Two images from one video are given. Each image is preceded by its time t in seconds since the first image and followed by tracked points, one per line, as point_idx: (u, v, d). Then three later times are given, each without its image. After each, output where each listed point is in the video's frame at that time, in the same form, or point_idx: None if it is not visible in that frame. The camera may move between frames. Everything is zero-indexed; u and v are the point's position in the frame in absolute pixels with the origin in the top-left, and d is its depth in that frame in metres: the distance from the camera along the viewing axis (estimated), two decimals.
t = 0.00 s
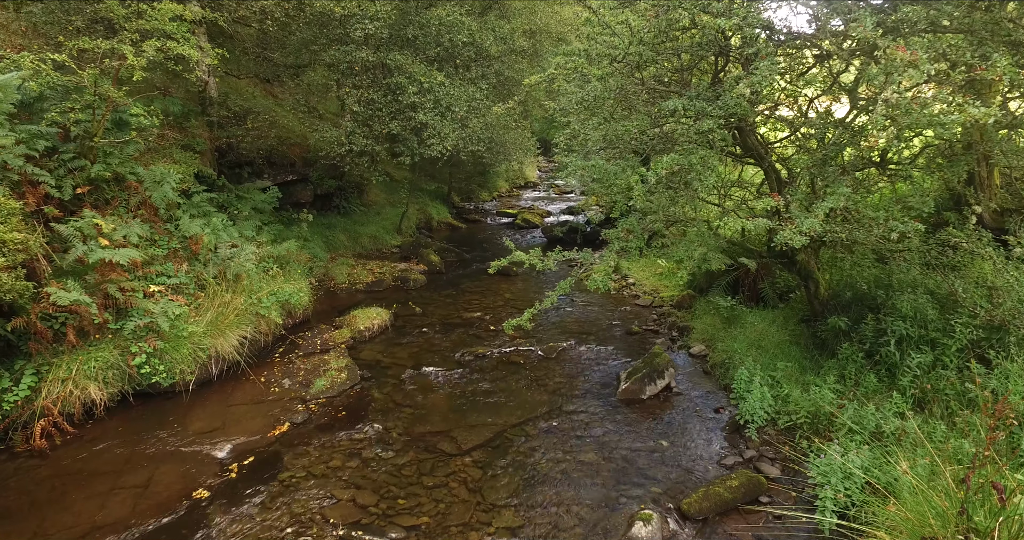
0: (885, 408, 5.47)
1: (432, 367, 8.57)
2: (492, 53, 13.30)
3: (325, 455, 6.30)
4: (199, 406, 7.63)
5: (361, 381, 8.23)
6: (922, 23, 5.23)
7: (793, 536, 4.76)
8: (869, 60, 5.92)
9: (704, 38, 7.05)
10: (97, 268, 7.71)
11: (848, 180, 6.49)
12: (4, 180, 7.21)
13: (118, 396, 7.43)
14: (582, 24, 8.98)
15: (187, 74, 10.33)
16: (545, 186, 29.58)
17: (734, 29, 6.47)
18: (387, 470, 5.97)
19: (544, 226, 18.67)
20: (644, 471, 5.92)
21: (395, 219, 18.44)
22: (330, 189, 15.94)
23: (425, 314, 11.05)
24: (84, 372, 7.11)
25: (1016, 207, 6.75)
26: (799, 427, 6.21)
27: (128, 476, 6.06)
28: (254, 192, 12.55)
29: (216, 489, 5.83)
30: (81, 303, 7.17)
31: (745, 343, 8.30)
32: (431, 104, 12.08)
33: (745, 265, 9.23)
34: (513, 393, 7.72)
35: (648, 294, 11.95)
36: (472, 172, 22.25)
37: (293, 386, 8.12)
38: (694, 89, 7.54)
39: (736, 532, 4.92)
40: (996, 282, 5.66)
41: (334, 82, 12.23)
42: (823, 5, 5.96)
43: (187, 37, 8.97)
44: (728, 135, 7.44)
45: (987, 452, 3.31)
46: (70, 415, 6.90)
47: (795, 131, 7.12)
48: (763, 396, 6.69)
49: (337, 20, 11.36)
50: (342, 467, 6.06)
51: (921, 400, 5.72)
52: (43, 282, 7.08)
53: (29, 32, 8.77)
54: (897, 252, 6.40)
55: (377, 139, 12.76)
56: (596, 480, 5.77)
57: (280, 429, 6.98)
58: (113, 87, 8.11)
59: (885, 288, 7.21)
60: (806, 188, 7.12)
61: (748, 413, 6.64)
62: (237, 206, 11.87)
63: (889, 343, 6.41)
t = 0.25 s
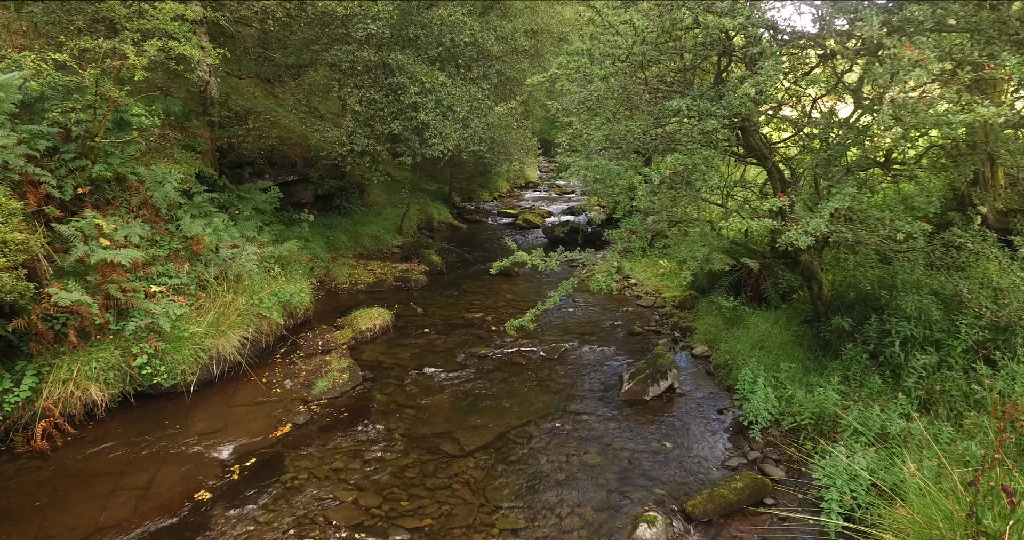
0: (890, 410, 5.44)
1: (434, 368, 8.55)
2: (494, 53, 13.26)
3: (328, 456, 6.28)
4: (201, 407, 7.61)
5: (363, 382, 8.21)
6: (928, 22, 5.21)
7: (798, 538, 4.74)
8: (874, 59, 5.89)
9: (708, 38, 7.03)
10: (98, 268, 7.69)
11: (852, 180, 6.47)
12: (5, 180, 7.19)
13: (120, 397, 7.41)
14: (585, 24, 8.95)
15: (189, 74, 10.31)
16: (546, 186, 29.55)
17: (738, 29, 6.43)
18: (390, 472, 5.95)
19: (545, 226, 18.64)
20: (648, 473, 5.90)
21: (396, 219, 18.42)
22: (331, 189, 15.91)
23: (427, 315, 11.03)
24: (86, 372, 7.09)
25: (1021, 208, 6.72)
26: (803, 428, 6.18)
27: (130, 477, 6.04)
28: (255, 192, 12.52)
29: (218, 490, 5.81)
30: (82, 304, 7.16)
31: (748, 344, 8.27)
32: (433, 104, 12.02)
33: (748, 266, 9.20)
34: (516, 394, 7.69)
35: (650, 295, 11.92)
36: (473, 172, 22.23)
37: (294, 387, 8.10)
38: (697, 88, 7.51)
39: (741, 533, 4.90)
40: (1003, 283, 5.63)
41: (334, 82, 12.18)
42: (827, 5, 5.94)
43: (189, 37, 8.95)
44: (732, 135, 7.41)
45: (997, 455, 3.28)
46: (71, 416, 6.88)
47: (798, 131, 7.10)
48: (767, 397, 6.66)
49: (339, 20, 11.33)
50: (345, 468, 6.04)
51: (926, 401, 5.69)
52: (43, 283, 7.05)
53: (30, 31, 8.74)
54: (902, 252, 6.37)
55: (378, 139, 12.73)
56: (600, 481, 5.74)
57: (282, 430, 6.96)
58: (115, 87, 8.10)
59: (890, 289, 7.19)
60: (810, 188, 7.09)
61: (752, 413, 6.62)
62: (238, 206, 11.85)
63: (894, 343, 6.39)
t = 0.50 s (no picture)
0: (896, 411, 5.41)
1: (436, 368, 8.53)
2: (496, 52, 13.22)
3: (330, 457, 6.26)
4: (202, 408, 7.59)
5: (365, 382, 8.19)
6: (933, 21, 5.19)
7: None
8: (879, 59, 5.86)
9: (711, 37, 7.00)
10: (100, 268, 7.67)
11: (857, 181, 6.44)
12: (6, 180, 7.17)
13: (120, 398, 7.38)
14: (587, 23, 8.92)
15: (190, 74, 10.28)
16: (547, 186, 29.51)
17: (741, 29, 6.40)
18: (392, 473, 5.92)
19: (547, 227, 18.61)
20: (651, 474, 5.87)
21: (397, 219, 18.39)
22: (332, 189, 15.88)
23: (428, 315, 11.00)
24: (87, 373, 7.07)
25: None
26: (808, 429, 6.16)
27: (131, 478, 6.01)
28: (256, 192, 12.50)
29: (220, 491, 5.78)
30: (83, 304, 7.14)
31: (751, 344, 8.25)
32: (435, 103, 11.99)
33: (751, 266, 9.18)
34: (518, 395, 7.67)
35: (652, 295, 11.90)
36: (474, 172, 22.20)
37: (296, 387, 8.08)
38: (701, 88, 7.48)
39: (746, 535, 4.87)
40: (1008, 283, 5.60)
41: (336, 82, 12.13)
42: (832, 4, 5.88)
43: (190, 37, 8.92)
44: (736, 135, 7.38)
45: (1007, 457, 3.25)
46: (72, 417, 6.86)
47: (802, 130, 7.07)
48: (771, 398, 6.64)
49: (340, 19, 11.31)
50: (347, 469, 6.02)
51: (931, 402, 5.66)
52: (45, 283, 7.03)
53: (31, 31, 8.73)
54: (907, 252, 6.34)
55: (380, 139, 12.71)
56: (604, 483, 5.72)
57: (284, 431, 6.94)
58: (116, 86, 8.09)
59: (894, 289, 7.16)
60: (813, 188, 7.07)
61: (756, 414, 6.59)
62: (240, 206, 11.82)
63: (898, 344, 6.36)
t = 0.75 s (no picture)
0: (901, 411, 5.39)
1: (438, 368, 8.50)
2: (497, 52, 13.20)
3: (332, 458, 6.24)
4: (204, 408, 7.57)
5: (367, 382, 8.17)
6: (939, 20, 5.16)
7: None
8: (884, 58, 5.83)
9: (715, 37, 6.99)
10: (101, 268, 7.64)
11: (861, 180, 6.42)
12: (7, 179, 7.15)
13: (122, 398, 7.36)
14: (590, 22, 8.90)
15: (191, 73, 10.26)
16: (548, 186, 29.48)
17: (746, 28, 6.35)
18: (395, 474, 5.90)
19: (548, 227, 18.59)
20: (655, 475, 5.85)
21: (398, 219, 18.37)
22: (334, 189, 15.86)
23: (430, 315, 10.98)
24: (89, 373, 7.05)
25: None
26: (812, 430, 6.13)
27: (133, 479, 5.99)
28: (257, 192, 12.48)
29: (222, 492, 5.76)
30: (85, 304, 7.12)
31: (754, 345, 8.22)
32: (436, 103, 11.95)
33: (753, 266, 9.16)
34: (521, 395, 7.65)
35: (654, 295, 11.88)
36: (475, 172, 22.17)
37: (298, 387, 8.06)
38: (704, 88, 7.46)
39: (751, 537, 4.85)
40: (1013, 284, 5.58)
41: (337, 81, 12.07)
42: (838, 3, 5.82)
43: (192, 36, 8.90)
44: (739, 134, 7.35)
45: (1016, 458, 3.23)
46: (73, 417, 6.84)
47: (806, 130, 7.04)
48: (775, 399, 6.61)
49: (342, 19, 11.29)
50: (350, 470, 5.99)
51: (936, 403, 5.64)
52: (46, 282, 7.01)
53: (32, 30, 8.71)
54: (911, 252, 6.32)
55: (381, 138, 12.69)
56: (607, 483, 5.70)
57: (286, 432, 6.91)
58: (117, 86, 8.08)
59: (897, 290, 7.14)
60: (817, 188, 7.04)
61: (760, 415, 6.56)
62: (241, 206, 11.80)
63: (903, 345, 6.34)
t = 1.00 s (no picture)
0: (907, 409, 5.37)
1: (440, 367, 8.48)
2: (499, 51, 13.16)
3: (335, 456, 6.21)
4: (206, 407, 7.55)
5: (370, 381, 8.14)
6: (945, 17, 5.13)
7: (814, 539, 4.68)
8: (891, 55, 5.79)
9: (719, 34, 6.98)
10: (103, 266, 7.62)
11: (866, 178, 6.39)
12: (9, 177, 7.13)
13: (123, 396, 7.34)
14: (593, 20, 8.88)
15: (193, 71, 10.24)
16: (549, 186, 29.45)
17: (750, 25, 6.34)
18: (398, 472, 5.88)
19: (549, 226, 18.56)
20: (660, 473, 5.83)
21: (399, 218, 18.35)
22: (335, 188, 15.84)
23: (432, 314, 10.96)
24: (90, 371, 7.03)
25: None
26: (817, 428, 6.11)
27: (135, 477, 5.97)
28: (258, 191, 12.45)
29: (225, 490, 5.74)
30: (87, 302, 7.10)
31: (757, 343, 8.20)
32: (438, 101, 11.91)
33: (756, 264, 9.13)
34: (524, 394, 7.62)
35: (656, 294, 11.85)
36: (476, 172, 22.14)
37: (300, 386, 8.03)
38: (708, 85, 7.43)
39: (757, 535, 4.83)
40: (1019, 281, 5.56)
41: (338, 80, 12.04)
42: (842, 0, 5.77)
43: (193, 34, 8.87)
44: (743, 132, 7.32)
45: None
46: (75, 416, 6.82)
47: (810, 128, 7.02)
48: (780, 397, 6.59)
49: (344, 17, 11.26)
50: (353, 468, 5.97)
51: (941, 401, 5.62)
52: (48, 281, 7.00)
53: (34, 29, 8.70)
54: (916, 250, 6.30)
55: (383, 137, 12.67)
56: (612, 482, 5.68)
57: (288, 430, 6.89)
58: (119, 83, 8.08)
59: (901, 288, 7.11)
60: (822, 185, 7.01)
61: (765, 413, 6.54)
62: (242, 205, 11.78)
63: (908, 343, 6.31)
